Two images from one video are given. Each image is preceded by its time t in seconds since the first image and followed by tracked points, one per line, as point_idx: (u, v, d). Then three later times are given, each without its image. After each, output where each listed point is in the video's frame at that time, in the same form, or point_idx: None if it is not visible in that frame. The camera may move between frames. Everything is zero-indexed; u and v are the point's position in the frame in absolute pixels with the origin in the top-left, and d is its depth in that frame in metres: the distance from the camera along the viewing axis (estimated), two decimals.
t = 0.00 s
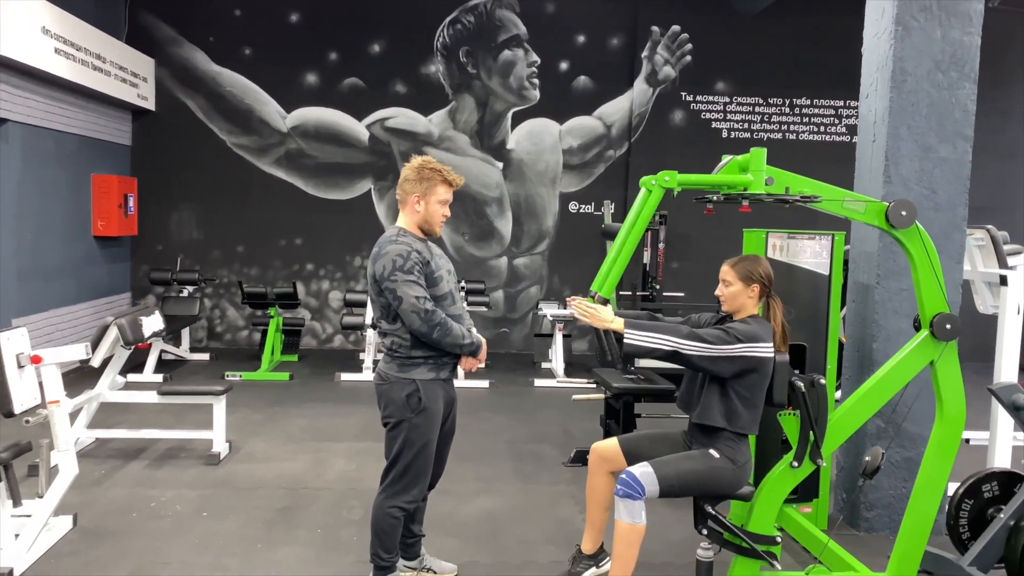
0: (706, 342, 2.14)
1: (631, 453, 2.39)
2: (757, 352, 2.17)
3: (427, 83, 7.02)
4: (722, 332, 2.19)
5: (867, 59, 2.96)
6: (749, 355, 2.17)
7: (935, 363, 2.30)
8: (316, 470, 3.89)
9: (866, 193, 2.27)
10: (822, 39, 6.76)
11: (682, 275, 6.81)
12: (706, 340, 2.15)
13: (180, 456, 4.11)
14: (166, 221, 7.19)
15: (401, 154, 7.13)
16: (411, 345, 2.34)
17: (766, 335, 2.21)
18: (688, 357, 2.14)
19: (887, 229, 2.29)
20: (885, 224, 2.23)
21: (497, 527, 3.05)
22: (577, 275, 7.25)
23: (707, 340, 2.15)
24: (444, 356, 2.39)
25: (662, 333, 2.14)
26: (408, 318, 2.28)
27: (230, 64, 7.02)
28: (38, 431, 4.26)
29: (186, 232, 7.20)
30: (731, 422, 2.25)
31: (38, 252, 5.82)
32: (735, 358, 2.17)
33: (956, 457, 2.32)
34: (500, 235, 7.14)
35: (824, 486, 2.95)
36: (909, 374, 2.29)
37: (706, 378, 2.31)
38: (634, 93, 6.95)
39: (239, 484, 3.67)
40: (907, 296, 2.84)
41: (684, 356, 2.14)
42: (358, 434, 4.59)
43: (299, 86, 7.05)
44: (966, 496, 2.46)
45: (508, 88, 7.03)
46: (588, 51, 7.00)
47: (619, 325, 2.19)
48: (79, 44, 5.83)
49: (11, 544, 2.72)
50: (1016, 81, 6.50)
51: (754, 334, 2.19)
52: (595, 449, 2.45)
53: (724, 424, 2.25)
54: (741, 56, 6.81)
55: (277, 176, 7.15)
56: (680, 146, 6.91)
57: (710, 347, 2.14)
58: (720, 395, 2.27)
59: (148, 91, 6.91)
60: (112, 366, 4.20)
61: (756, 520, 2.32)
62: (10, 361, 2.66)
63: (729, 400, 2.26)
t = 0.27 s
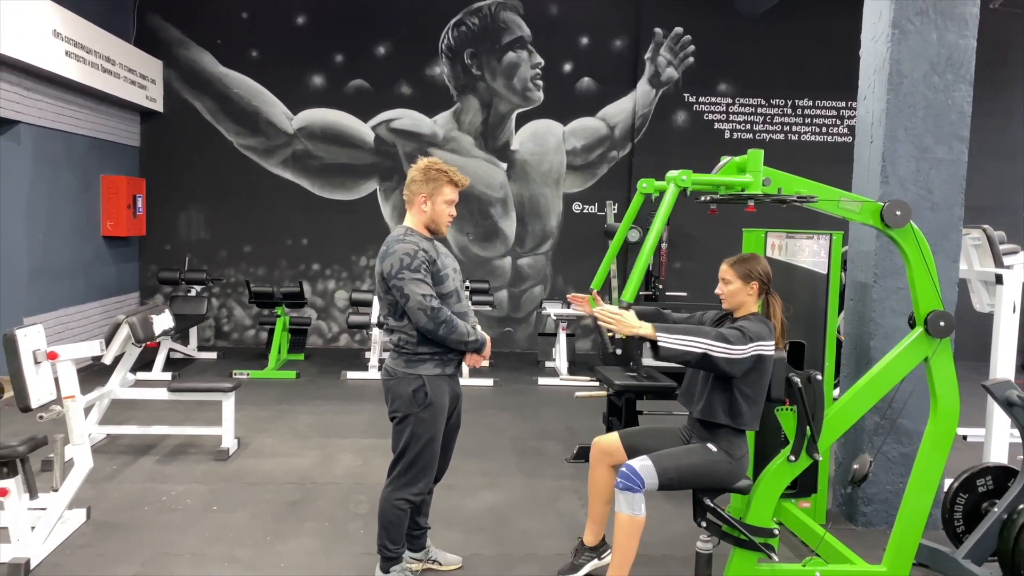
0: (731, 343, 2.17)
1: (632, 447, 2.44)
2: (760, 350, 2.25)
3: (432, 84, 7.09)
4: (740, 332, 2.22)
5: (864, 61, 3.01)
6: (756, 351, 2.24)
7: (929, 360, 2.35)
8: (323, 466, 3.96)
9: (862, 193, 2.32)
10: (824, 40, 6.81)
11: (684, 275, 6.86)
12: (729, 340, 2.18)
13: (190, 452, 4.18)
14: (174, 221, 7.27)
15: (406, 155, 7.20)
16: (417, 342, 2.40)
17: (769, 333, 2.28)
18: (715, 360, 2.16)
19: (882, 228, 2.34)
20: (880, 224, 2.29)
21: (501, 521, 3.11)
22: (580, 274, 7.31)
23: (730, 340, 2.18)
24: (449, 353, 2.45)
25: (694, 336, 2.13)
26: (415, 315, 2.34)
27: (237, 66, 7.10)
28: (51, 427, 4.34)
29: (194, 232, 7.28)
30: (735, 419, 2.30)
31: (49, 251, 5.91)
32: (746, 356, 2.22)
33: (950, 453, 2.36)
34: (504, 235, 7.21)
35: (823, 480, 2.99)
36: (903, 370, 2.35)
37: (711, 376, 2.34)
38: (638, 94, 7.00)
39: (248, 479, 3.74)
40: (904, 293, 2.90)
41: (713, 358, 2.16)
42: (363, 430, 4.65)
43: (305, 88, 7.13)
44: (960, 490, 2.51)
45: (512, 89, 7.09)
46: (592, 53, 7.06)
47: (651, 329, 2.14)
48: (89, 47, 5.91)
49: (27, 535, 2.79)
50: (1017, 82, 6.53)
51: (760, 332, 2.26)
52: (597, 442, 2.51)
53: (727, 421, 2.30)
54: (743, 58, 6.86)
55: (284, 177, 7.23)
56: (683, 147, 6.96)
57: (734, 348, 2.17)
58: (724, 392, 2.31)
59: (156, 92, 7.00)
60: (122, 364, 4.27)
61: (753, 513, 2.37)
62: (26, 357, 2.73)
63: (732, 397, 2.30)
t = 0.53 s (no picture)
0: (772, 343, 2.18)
1: (632, 444, 2.49)
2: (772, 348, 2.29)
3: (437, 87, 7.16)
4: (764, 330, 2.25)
5: (862, 66, 3.07)
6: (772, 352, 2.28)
7: (923, 360, 2.41)
8: (331, 463, 4.04)
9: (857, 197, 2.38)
10: (827, 43, 6.86)
11: (687, 276, 6.92)
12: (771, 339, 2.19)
13: (201, 449, 4.26)
14: (182, 223, 7.37)
15: (412, 157, 7.28)
16: (423, 341, 2.47)
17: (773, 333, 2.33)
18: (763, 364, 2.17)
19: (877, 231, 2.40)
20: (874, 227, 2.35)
21: (505, 517, 3.18)
22: (584, 275, 7.37)
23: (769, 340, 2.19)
24: (454, 352, 2.51)
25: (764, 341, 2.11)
26: (421, 315, 2.41)
27: (246, 69, 7.20)
28: (64, 425, 4.43)
29: (203, 234, 7.37)
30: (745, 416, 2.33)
31: (61, 253, 6.01)
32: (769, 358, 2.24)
33: (943, 451, 2.42)
34: (509, 237, 7.28)
35: (822, 477, 3.04)
36: (896, 369, 2.41)
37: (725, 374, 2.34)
38: (641, 97, 7.06)
39: (258, 476, 3.82)
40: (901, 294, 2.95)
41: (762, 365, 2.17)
42: (370, 429, 4.73)
43: (313, 91, 7.22)
44: (954, 487, 2.58)
45: (517, 92, 7.16)
46: (596, 56, 7.12)
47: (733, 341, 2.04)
48: (100, 52, 6.01)
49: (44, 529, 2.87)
50: (1018, 84, 6.57)
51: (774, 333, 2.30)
52: (598, 440, 2.57)
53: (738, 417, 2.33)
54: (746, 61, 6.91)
55: (291, 179, 7.32)
56: (686, 149, 7.02)
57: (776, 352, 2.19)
58: (740, 393, 2.33)
59: (165, 96, 7.09)
60: (134, 363, 4.35)
61: (751, 509, 2.43)
62: (44, 356, 2.81)
63: (747, 398, 2.32)
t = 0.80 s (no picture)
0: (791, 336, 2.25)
1: (630, 440, 2.55)
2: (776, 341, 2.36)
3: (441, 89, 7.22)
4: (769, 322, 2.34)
5: (858, 68, 3.12)
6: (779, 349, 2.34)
7: (916, 357, 2.46)
8: (336, 460, 4.10)
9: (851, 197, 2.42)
10: (828, 44, 6.89)
11: (689, 276, 6.97)
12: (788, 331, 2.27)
13: (207, 446, 4.33)
14: (189, 223, 7.44)
15: (415, 158, 7.34)
16: (425, 339, 2.53)
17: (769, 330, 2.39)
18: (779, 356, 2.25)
19: (870, 231, 2.45)
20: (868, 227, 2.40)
21: (507, 512, 3.23)
22: (587, 275, 7.42)
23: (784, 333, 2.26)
24: (455, 349, 2.57)
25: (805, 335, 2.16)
26: (423, 313, 2.47)
27: (251, 71, 7.27)
28: (74, 421, 4.50)
29: (209, 234, 7.45)
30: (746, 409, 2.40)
31: (69, 252, 6.09)
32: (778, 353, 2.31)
33: (935, 448, 2.47)
34: (512, 237, 7.33)
35: (818, 473, 3.09)
36: (890, 367, 2.45)
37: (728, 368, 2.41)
38: (643, 98, 7.11)
39: (264, 472, 3.88)
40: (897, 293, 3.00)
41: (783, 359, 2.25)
42: (374, 426, 4.79)
43: (317, 93, 7.29)
44: (948, 482, 2.63)
45: (520, 93, 7.22)
46: (598, 57, 7.18)
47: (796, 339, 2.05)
48: (108, 54, 6.09)
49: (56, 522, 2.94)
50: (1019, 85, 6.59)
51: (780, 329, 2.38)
52: (598, 436, 2.62)
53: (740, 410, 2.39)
54: (748, 62, 6.96)
55: (296, 179, 7.39)
56: (688, 150, 7.06)
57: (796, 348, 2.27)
58: (744, 385, 2.39)
59: (172, 97, 7.17)
60: (142, 361, 4.42)
61: (747, 503, 2.47)
62: (56, 352, 2.88)
63: (750, 390, 2.39)
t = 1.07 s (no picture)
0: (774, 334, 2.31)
1: (627, 434, 2.60)
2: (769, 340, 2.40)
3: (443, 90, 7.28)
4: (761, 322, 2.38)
5: (853, 70, 3.16)
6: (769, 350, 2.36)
7: (907, 354, 2.50)
8: (339, 456, 4.16)
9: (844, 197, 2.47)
10: (828, 45, 6.93)
11: (690, 275, 7.01)
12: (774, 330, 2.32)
13: (212, 442, 4.39)
14: (193, 223, 7.51)
15: (418, 159, 7.40)
16: (425, 335, 2.58)
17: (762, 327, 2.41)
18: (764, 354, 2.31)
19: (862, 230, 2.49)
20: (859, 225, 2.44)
21: (506, 506, 3.29)
22: (588, 274, 7.47)
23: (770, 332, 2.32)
24: (455, 345, 2.63)
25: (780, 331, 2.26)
26: (423, 310, 2.52)
27: (255, 73, 7.34)
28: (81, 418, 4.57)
29: (214, 234, 7.52)
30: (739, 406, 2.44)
31: (76, 251, 6.16)
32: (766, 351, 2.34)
33: (926, 444, 2.52)
34: (514, 237, 7.39)
35: (812, 468, 3.13)
36: (881, 363, 2.50)
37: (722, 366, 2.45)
38: (644, 99, 7.16)
39: (268, 467, 3.94)
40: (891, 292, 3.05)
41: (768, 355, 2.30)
42: (376, 423, 4.85)
43: (321, 94, 7.35)
44: (939, 476, 2.69)
45: (522, 94, 7.27)
46: (599, 58, 7.23)
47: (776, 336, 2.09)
48: (114, 56, 6.16)
49: (65, 515, 3.00)
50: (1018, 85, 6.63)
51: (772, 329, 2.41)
52: (595, 430, 2.68)
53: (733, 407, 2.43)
54: (748, 63, 7.00)
55: (300, 180, 7.45)
56: (688, 150, 7.10)
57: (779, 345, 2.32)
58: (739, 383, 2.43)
59: (177, 98, 7.24)
60: (148, 359, 4.49)
61: (741, 495, 2.53)
62: (65, 349, 2.94)
63: (743, 388, 2.44)
